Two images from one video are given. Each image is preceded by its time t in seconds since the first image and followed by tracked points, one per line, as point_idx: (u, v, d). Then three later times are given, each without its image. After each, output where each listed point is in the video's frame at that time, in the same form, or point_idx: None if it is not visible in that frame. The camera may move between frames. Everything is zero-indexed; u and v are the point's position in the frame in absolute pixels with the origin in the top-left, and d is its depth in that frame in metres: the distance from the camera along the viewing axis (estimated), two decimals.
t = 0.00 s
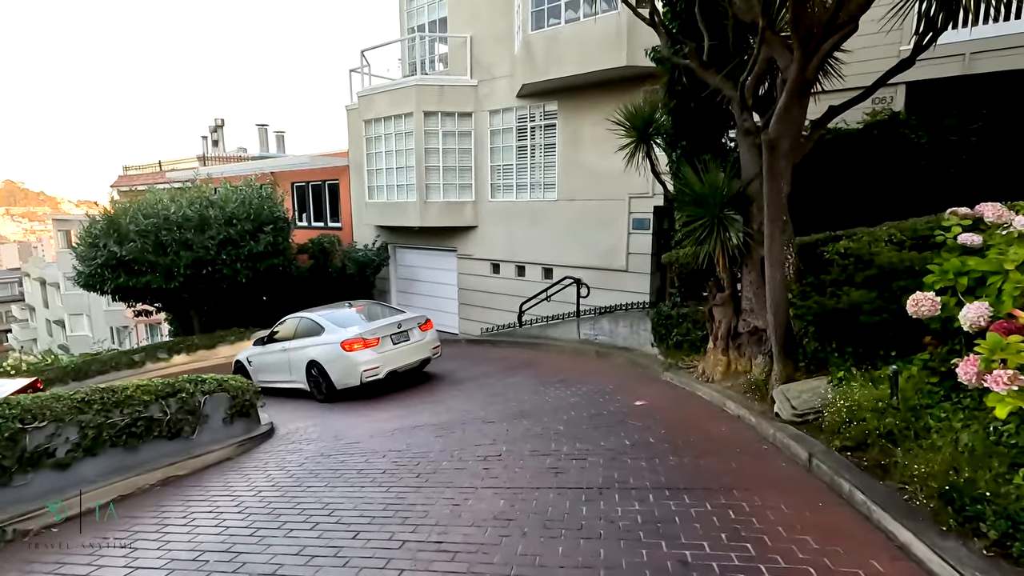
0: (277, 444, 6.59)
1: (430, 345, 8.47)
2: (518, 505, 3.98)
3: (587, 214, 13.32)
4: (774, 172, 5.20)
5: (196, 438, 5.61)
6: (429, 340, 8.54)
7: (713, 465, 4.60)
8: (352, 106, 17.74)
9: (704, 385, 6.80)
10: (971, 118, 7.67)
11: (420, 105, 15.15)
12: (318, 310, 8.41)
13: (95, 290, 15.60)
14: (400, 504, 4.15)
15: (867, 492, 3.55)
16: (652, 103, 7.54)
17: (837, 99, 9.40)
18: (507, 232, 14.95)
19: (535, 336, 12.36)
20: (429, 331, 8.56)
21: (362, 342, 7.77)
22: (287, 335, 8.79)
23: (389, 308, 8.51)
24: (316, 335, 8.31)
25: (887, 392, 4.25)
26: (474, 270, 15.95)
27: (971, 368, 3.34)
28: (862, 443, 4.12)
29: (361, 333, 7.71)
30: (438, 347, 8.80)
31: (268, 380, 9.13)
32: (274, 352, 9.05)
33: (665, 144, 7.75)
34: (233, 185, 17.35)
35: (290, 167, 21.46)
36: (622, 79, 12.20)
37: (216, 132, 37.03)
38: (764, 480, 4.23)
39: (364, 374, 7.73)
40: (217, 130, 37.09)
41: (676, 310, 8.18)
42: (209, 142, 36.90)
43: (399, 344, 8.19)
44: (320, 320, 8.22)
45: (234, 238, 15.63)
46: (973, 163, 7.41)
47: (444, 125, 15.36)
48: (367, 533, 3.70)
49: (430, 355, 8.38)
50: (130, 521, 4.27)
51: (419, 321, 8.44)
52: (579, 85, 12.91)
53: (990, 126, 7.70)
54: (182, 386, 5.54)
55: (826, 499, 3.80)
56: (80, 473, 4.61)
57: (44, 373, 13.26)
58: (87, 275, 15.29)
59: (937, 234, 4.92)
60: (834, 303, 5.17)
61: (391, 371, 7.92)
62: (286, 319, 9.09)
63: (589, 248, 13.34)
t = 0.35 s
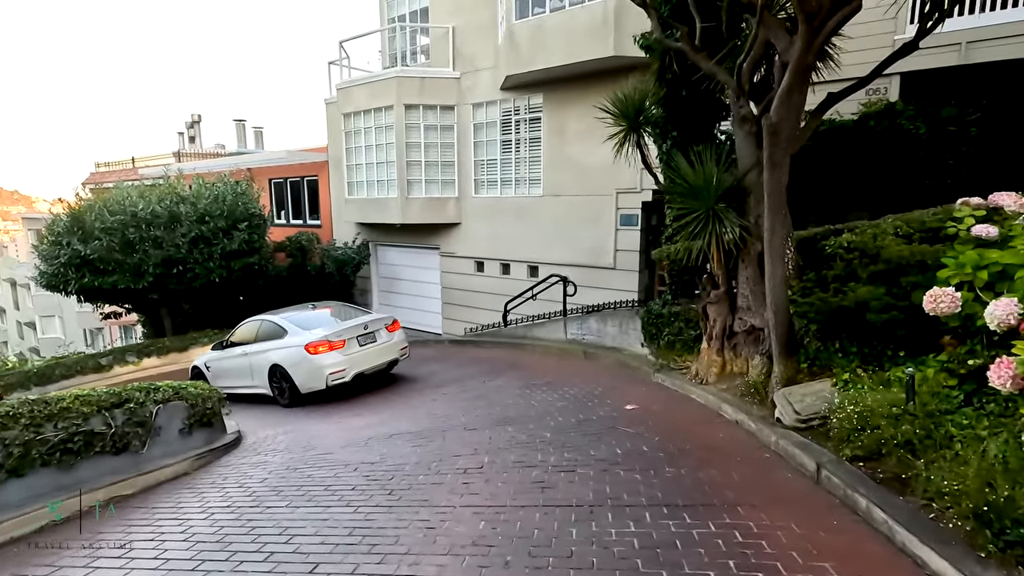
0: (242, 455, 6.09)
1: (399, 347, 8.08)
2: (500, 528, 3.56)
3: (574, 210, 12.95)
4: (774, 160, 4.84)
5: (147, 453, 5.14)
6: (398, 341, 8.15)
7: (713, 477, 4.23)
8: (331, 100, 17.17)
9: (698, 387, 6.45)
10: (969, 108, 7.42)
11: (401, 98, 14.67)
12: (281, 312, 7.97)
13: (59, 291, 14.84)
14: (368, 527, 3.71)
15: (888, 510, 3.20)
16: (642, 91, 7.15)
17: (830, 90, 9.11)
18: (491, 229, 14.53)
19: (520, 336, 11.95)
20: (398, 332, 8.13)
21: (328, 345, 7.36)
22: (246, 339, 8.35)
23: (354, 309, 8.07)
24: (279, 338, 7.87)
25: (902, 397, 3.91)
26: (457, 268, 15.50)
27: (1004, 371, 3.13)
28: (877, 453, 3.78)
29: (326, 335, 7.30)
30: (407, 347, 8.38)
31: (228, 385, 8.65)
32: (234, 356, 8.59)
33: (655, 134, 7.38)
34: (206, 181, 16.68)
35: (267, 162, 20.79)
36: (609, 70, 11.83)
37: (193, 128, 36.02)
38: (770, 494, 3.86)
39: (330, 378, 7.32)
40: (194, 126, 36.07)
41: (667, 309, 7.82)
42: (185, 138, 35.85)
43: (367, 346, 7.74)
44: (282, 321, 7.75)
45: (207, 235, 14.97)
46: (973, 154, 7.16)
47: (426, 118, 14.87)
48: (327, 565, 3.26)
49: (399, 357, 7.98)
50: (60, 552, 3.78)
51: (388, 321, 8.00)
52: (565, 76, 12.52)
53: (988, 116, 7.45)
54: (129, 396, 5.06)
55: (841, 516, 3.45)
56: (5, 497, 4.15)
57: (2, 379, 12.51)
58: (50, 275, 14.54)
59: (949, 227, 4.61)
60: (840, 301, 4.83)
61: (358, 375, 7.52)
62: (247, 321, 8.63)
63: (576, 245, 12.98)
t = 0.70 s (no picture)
0: (201, 471, 5.58)
1: (362, 349, 8.25)
2: (479, 562, 3.13)
3: (562, 206, 12.52)
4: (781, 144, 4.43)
5: (86, 473, 4.71)
6: (360, 343, 8.31)
7: (718, 494, 3.83)
8: (310, 92, 16.56)
9: (695, 391, 6.05)
10: (973, 96, 7.10)
11: (382, 91, 14.14)
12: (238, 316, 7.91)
13: (20, 291, 14.05)
14: (328, 563, 3.26)
15: (924, 538, 2.82)
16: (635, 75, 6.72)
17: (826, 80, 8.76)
18: (475, 226, 14.06)
19: (506, 337, 11.50)
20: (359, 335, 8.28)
21: (288, 349, 7.45)
22: (201, 344, 8.17)
23: (315, 311, 8.12)
24: (237, 343, 7.81)
25: (928, 405, 3.52)
26: (441, 266, 15.01)
27: None
28: (902, 468, 3.39)
29: (287, 339, 7.38)
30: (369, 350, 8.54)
31: (183, 392, 8.44)
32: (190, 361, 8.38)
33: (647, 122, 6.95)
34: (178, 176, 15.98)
35: (244, 158, 20.09)
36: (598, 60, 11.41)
37: (170, 124, 34.95)
38: (783, 515, 3.47)
39: (291, 382, 7.42)
40: (171, 121, 35.01)
41: (660, 308, 7.41)
42: (162, 134, 34.76)
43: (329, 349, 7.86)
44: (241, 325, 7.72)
45: (178, 233, 14.29)
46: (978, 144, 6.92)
47: (408, 111, 14.35)
48: None
49: (362, 359, 8.16)
50: None
51: (349, 324, 8.15)
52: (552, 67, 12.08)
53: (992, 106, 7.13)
54: (62, 410, 4.63)
55: (867, 542, 3.06)
56: None
57: None
58: (10, 274, 13.75)
59: (970, 217, 4.22)
60: (852, 298, 4.44)
61: (320, 377, 7.63)
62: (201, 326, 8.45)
63: (564, 242, 12.56)
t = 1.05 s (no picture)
0: (146, 491, 5.01)
1: (321, 353, 8.05)
2: None
3: (549, 201, 12.04)
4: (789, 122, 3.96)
5: (5, 498, 4.30)
6: (319, 347, 8.10)
7: (724, 518, 3.37)
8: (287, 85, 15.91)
9: (692, 396, 5.60)
10: (980, 81, 6.72)
11: (361, 82, 13.58)
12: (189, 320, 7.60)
13: None
14: None
15: None
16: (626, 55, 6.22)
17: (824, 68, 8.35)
18: (459, 223, 13.55)
19: (491, 338, 10.99)
20: (319, 337, 8.13)
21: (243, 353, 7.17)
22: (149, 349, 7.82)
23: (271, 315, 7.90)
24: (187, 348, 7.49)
25: (965, 416, 3.08)
26: (424, 265, 14.47)
27: None
28: (937, 490, 2.95)
29: (242, 343, 7.11)
30: (330, 351, 8.42)
31: (129, 401, 8.06)
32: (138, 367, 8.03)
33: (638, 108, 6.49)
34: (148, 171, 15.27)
35: (220, 153, 19.38)
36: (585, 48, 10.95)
37: (147, 120, 33.87)
38: (801, 544, 3.02)
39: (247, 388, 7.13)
40: (148, 118, 33.91)
41: (652, 307, 6.95)
42: (139, 131, 33.67)
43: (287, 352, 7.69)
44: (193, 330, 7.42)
45: (145, 230, 13.57)
46: (987, 132, 6.52)
47: (389, 103, 13.78)
48: None
49: (321, 363, 7.94)
50: None
51: (307, 326, 8.00)
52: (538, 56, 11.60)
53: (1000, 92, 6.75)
54: None
55: None
56: None
57: None
58: None
59: (1001, 203, 3.77)
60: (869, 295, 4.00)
61: (278, 383, 7.37)
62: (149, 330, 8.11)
63: (551, 239, 12.09)
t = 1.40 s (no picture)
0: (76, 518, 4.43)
1: (278, 357, 8.19)
2: None
3: (535, 197, 11.54)
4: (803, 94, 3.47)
5: None
6: (276, 351, 8.25)
7: (734, 554, 2.88)
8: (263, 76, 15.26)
9: (688, 404, 5.12)
10: (993, 65, 6.29)
11: (339, 72, 13.00)
12: (137, 327, 7.60)
13: None
14: None
15: None
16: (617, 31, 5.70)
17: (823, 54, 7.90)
18: (442, 219, 13.03)
19: (475, 340, 10.47)
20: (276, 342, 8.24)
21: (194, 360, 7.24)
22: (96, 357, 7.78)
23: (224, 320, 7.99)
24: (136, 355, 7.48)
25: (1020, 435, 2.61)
26: (406, 263, 13.90)
27: None
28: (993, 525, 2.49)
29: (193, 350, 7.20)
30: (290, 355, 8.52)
31: (73, 412, 7.97)
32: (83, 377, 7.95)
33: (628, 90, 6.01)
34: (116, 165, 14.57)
35: (195, 149, 18.68)
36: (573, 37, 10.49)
37: (124, 117, 32.74)
38: None
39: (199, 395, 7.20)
40: (125, 114, 32.75)
41: (644, 306, 6.46)
42: (115, 128, 32.56)
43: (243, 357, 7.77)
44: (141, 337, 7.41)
45: (111, 228, 12.84)
46: (1001, 120, 6.10)
47: (369, 95, 13.20)
48: None
49: (277, 368, 8.08)
50: None
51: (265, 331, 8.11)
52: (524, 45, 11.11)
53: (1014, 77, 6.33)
54: None
55: None
56: None
57: None
58: None
59: None
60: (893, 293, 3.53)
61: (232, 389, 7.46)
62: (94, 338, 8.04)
63: (538, 236, 11.59)
